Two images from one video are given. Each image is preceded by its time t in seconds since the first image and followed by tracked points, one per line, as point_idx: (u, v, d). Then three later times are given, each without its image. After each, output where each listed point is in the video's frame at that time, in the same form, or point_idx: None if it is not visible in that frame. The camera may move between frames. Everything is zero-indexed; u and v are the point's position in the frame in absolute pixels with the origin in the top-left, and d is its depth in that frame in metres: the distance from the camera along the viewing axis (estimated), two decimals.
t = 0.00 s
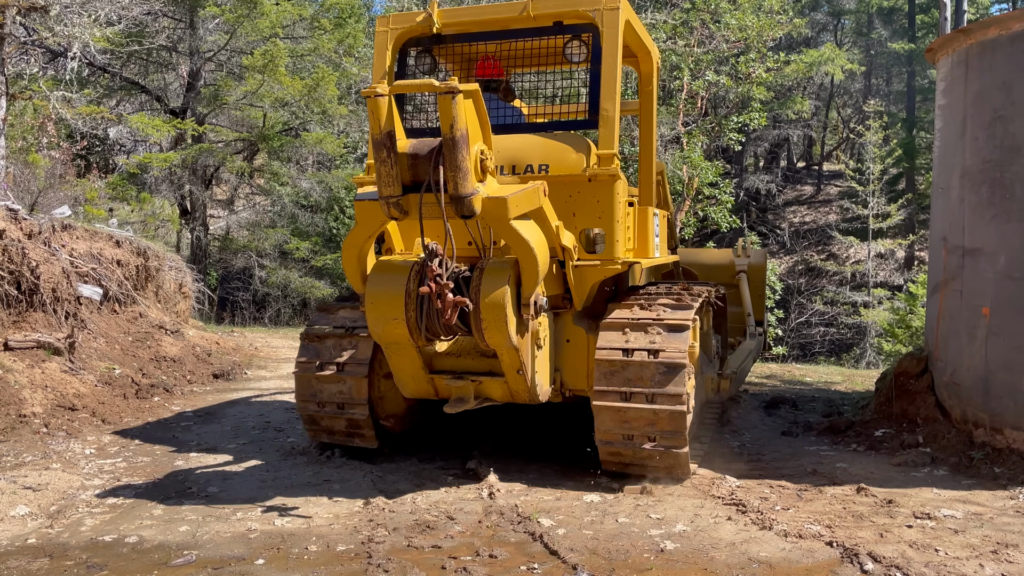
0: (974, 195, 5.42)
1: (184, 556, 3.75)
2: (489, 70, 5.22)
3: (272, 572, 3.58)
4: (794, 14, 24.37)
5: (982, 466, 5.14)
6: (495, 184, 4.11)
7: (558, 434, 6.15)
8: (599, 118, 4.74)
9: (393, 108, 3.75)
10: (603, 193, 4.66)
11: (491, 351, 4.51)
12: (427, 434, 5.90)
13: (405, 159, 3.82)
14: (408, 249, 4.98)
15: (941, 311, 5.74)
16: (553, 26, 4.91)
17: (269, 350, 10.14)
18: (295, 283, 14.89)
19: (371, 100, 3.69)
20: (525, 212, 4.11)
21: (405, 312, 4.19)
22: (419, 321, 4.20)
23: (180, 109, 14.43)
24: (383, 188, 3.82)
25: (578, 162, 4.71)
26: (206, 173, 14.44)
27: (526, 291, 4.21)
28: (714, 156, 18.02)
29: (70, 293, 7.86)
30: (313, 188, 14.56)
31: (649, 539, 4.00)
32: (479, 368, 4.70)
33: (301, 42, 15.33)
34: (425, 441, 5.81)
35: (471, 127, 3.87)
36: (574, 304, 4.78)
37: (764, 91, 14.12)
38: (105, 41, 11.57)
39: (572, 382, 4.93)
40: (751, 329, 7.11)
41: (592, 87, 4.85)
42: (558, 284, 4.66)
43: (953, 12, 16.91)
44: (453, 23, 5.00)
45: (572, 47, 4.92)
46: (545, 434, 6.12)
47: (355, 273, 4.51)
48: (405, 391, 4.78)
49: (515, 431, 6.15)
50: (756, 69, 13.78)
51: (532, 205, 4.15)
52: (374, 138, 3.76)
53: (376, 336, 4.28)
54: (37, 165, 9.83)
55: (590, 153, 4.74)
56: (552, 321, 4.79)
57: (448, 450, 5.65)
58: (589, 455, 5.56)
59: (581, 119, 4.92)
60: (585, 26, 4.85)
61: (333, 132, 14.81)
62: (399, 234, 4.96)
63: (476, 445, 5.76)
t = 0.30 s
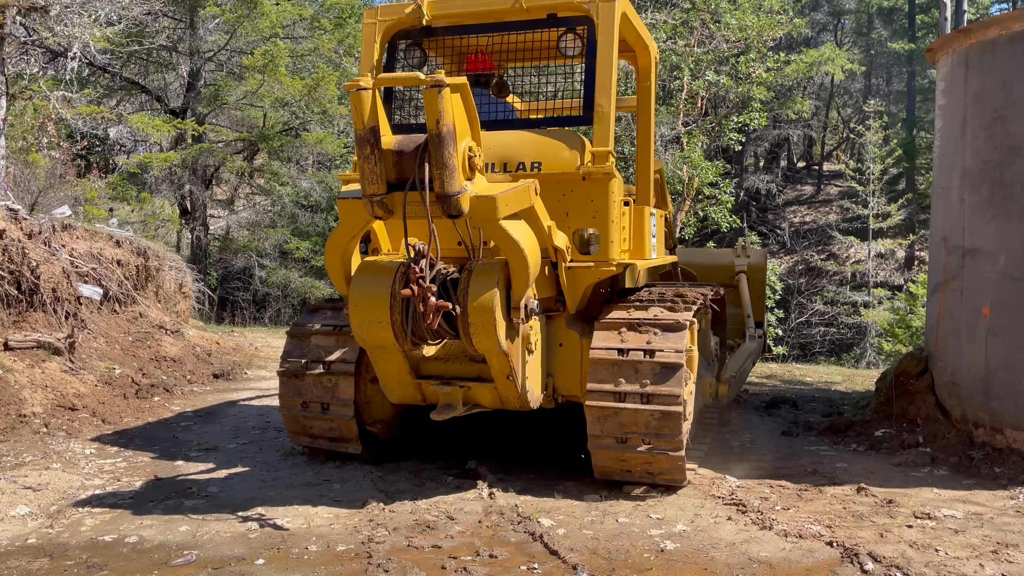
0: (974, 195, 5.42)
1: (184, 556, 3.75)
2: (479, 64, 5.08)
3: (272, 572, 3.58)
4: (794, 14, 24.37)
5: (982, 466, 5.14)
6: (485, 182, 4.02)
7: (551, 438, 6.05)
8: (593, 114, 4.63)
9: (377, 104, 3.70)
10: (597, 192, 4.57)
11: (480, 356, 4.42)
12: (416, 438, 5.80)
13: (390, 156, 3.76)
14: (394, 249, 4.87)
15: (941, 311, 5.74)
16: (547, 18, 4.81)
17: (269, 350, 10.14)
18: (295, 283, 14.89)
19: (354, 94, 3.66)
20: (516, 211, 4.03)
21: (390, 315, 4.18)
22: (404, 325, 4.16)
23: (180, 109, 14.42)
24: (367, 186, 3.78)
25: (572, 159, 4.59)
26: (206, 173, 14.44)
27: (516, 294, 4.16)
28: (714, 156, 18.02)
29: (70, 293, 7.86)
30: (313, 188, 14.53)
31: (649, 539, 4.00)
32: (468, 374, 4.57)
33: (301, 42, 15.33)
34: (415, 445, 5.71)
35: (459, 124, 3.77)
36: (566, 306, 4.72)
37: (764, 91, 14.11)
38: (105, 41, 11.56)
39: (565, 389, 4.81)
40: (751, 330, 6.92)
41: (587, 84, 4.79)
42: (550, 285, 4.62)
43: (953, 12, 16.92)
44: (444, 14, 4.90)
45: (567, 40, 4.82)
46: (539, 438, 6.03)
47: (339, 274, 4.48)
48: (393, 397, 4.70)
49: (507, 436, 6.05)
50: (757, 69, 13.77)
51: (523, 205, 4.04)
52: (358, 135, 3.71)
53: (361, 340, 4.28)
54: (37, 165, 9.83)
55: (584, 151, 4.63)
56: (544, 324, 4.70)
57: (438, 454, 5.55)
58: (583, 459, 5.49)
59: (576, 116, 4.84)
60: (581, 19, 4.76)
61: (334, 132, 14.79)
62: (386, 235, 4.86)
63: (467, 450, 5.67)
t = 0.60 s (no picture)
0: (974, 195, 5.41)
1: (184, 557, 3.75)
2: (470, 57, 4.98)
3: (272, 572, 3.58)
4: (794, 15, 24.37)
5: (982, 466, 5.13)
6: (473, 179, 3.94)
7: (542, 441, 5.94)
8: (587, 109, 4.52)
9: (360, 97, 3.62)
10: (591, 190, 4.42)
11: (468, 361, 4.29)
12: (404, 444, 5.67)
13: (374, 151, 3.70)
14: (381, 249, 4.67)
15: (941, 311, 5.74)
16: (539, 11, 4.73)
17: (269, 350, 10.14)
18: (295, 283, 14.90)
19: (336, 86, 3.58)
20: (504, 210, 3.90)
21: (374, 317, 4.01)
22: (390, 328, 3.99)
23: (180, 109, 14.41)
24: (349, 183, 3.71)
25: (565, 156, 4.51)
26: (206, 173, 14.44)
27: (506, 295, 3.99)
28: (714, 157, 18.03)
29: (70, 293, 7.86)
30: (313, 189, 14.53)
31: (649, 539, 4.00)
32: (457, 379, 4.45)
33: (301, 42, 15.33)
34: (404, 449, 5.62)
35: (445, 119, 3.69)
36: (559, 309, 4.60)
37: (764, 91, 14.11)
38: (105, 41, 11.56)
39: (558, 393, 4.68)
40: (749, 335, 6.92)
41: (582, 78, 4.66)
42: (542, 287, 4.47)
43: (953, 12, 16.93)
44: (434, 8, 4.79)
45: (560, 33, 4.72)
46: (531, 442, 5.89)
47: (321, 274, 4.38)
48: (378, 403, 4.53)
49: (500, 440, 5.92)
50: (757, 69, 13.76)
51: (512, 203, 3.94)
52: (340, 129, 3.64)
53: (344, 344, 4.09)
54: (37, 165, 9.84)
55: (577, 147, 4.55)
56: (536, 326, 4.59)
57: (429, 458, 5.45)
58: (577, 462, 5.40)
59: (569, 111, 4.73)
60: (574, 11, 4.67)
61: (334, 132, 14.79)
62: (372, 234, 4.65)
63: (458, 455, 5.55)
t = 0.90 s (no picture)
0: (974, 195, 5.41)
1: (184, 557, 3.75)
2: (460, 49, 4.85)
3: (272, 572, 3.58)
4: (794, 15, 24.38)
5: (981, 466, 5.14)
6: (461, 173, 3.77)
7: (537, 447, 5.81)
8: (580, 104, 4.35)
9: (342, 88, 3.48)
10: (584, 186, 4.22)
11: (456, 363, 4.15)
12: (393, 447, 5.55)
13: (358, 146, 3.51)
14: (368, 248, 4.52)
15: (941, 311, 5.74)
16: (531, 4, 4.60)
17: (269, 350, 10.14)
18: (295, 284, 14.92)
19: (318, 78, 3.44)
20: (494, 206, 3.74)
21: (360, 319, 3.83)
22: (376, 329, 3.82)
23: (180, 109, 14.41)
24: (333, 178, 3.52)
25: (557, 151, 4.36)
26: (206, 173, 14.44)
27: (496, 295, 3.83)
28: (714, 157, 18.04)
29: (70, 293, 7.86)
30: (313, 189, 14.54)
31: (649, 539, 4.00)
32: (446, 382, 4.31)
33: (301, 42, 15.34)
34: (395, 453, 5.51)
35: (432, 112, 3.53)
36: (551, 310, 4.42)
37: (764, 91, 14.10)
38: (105, 41, 11.55)
39: (550, 396, 4.54)
40: (750, 337, 6.86)
41: (574, 72, 4.47)
42: (534, 286, 4.30)
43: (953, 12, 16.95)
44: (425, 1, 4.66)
45: (552, 26, 4.57)
46: (523, 447, 5.79)
47: (306, 275, 4.12)
48: (365, 405, 4.43)
49: (493, 445, 5.78)
50: (757, 69, 13.75)
51: (501, 200, 3.76)
52: (322, 123, 3.48)
53: (330, 346, 3.92)
54: (37, 165, 9.84)
55: (569, 144, 4.37)
56: (528, 327, 4.41)
57: (421, 463, 5.34)
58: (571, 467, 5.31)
59: (561, 105, 4.55)
60: (567, 3, 4.51)
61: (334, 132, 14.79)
62: (359, 232, 4.50)
63: (450, 461, 5.42)
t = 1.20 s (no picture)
0: (974, 195, 5.41)
1: (184, 557, 3.75)
2: (452, 45, 4.74)
3: (272, 572, 3.58)
4: (794, 15, 24.38)
5: (981, 466, 5.14)
6: (452, 171, 3.71)
7: (534, 447, 5.73)
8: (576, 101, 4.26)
9: (329, 83, 3.44)
10: (580, 184, 4.14)
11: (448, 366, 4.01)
12: (383, 448, 5.48)
13: (346, 143, 3.50)
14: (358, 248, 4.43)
15: (941, 311, 5.74)
16: None
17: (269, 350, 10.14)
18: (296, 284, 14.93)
19: (305, 73, 3.39)
20: (485, 205, 3.64)
21: (348, 319, 3.71)
22: (364, 330, 3.71)
23: (180, 109, 14.40)
24: (319, 176, 3.50)
25: (552, 150, 4.15)
26: (206, 173, 14.44)
27: (488, 296, 3.71)
28: (714, 157, 18.04)
29: (70, 293, 7.86)
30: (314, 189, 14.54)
31: (649, 539, 4.00)
32: (438, 386, 4.16)
33: (301, 42, 15.34)
34: (391, 453, 5.49)
35: (422, 109, 3.48)
36: (547, 311, 4.32)
37: (764, 91, 14.10)
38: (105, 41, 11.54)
39: (545, 400, 4.43)
40: (749, 338, 6.83)
41: (571, 67, 4.45)
42: (528, 287, 4.21)
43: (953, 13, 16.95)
44: None
45: (548, 22, 4.53)
46: (519, 445, 5.77)
47: (293, 273, 4.07)
48: (355, 409, 4.31)
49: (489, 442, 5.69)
50: (757, 69, 13.75)
51: (494, 199, 3.66)
52: (310, 119, 3.45)
53: (318, 348, 3.81)
54: (37, 165, 9.84)
55: (566, 140, 4.20)
56: (522, 329, 4.30)
57: (413, 463, 5.29)
58: (566, 467, 5.27)
59: (555, 102, 4.47)
60: None
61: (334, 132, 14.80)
62: (348, 231, 4.40)
63: (443, 462, 5.35)
